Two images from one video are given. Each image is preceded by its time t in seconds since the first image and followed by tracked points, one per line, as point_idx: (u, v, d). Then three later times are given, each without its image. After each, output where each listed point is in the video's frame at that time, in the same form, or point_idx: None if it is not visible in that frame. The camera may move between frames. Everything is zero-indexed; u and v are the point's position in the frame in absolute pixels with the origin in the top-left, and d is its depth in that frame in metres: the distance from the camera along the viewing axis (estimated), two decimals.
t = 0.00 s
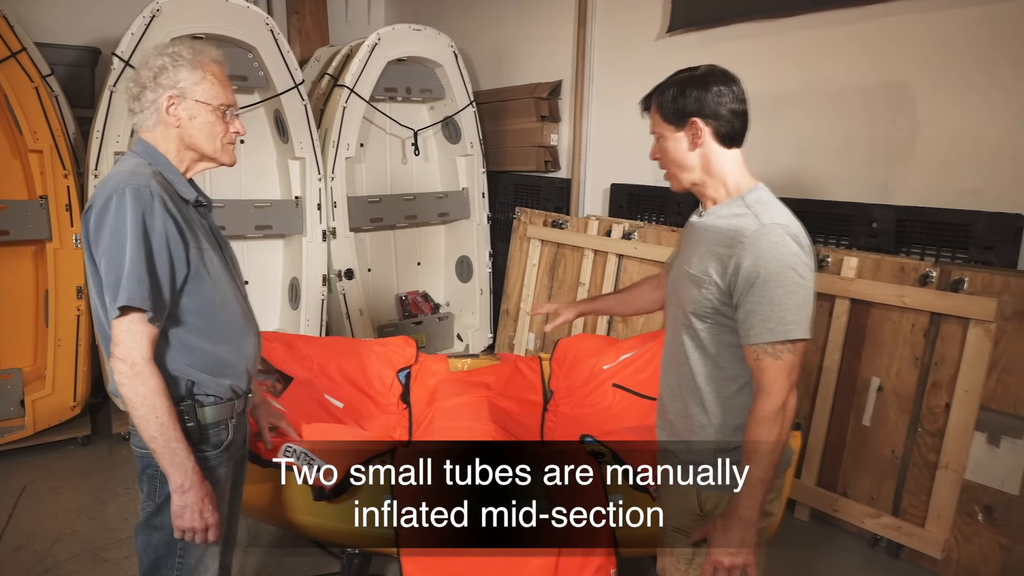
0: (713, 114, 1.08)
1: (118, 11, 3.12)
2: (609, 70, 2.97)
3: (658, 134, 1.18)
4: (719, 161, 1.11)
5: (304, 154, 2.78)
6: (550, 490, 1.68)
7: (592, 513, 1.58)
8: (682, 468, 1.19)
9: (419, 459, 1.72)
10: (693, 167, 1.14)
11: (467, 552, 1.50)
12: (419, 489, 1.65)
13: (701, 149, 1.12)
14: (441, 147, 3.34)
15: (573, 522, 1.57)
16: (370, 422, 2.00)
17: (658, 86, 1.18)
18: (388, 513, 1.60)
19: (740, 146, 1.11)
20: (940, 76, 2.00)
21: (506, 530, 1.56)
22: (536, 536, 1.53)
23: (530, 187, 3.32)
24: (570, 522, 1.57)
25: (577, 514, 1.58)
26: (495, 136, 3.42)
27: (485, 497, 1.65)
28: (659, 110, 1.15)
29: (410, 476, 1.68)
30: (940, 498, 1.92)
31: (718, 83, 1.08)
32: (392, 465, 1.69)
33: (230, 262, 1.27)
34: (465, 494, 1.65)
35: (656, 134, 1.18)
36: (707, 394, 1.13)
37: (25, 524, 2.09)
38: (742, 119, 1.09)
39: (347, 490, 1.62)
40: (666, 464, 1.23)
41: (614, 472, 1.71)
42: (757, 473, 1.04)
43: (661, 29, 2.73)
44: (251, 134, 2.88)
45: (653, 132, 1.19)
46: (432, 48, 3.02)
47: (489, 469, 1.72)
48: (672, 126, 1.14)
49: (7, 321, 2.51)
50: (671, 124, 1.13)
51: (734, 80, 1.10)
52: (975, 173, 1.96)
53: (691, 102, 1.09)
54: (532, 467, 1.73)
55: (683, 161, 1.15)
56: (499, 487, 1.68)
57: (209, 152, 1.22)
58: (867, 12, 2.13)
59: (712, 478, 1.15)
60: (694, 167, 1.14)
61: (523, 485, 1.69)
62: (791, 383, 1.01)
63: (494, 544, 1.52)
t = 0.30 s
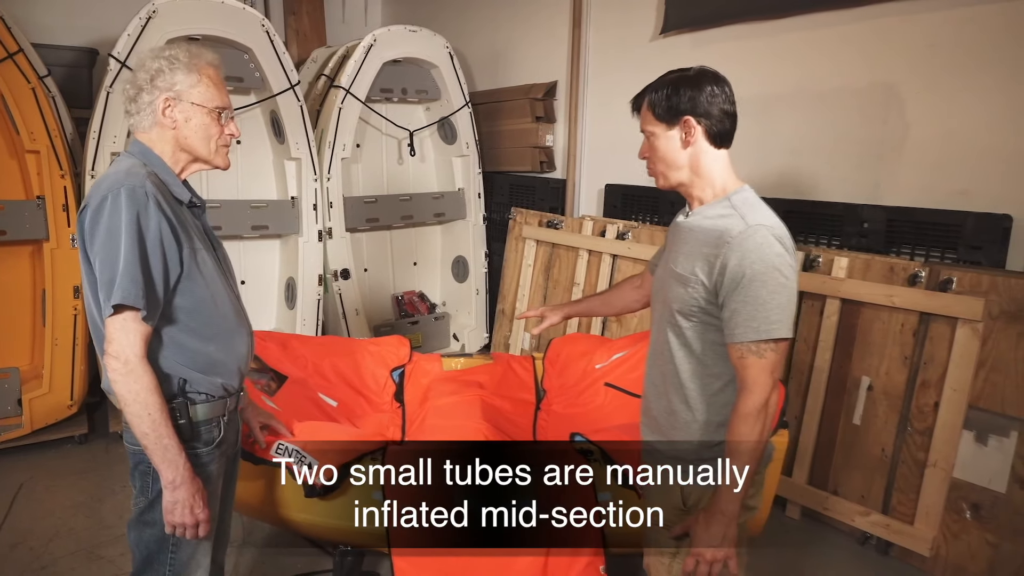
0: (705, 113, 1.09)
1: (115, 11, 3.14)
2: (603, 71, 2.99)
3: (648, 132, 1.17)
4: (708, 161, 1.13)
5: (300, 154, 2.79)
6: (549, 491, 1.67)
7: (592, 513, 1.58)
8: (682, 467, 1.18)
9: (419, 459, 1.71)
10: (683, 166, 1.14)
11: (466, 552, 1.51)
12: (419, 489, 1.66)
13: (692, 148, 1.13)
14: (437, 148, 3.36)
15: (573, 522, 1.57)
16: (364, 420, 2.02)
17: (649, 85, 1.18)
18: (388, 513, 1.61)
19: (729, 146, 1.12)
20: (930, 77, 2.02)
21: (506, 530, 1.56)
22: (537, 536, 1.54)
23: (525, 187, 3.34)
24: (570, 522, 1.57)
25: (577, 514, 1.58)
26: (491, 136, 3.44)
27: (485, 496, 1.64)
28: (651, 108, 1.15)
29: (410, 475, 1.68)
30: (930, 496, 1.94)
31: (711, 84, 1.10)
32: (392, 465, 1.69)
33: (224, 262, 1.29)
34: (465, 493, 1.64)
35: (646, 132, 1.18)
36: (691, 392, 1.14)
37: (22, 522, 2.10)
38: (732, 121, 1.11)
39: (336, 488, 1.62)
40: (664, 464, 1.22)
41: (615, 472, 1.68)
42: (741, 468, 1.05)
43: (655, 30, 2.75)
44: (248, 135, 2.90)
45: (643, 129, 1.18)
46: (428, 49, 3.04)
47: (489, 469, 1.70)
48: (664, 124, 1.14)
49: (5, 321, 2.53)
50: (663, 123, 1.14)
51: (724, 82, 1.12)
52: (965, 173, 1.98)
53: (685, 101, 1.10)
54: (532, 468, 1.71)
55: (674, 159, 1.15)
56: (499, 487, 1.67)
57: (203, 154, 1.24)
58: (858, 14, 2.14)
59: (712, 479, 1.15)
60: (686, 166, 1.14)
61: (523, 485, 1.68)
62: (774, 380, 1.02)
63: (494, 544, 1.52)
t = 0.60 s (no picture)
0: (701, 112, 1.10)
1: (114, 12, 3.15)
2: (600, 72, 3.01)
3: (642, 131, 1.17)
4: (703, 160, 1.13)
5: (298, 155, 2.81)
6: (549, 491, 1.68)
7: (591, 513, 1.60)
8: (682, 467, 1.18)
9: (418, 459, 1.72)
10: (678, 165, 1.15)
11: (465, 552, 1.52)
12: (419, 489, 1.67)
13: (687, 147, 1.14)
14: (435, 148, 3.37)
15: (573, 522, 1.59)
16: (361, 419, 2.04)
17: (641, 86, 1.18)
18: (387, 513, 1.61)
19: (722, 146, 1.14)
20: (923, 77, 2.03)
21: (506, 530, 1.57)
22: (536, 536, 1.55)
23: (523, 187, 3.36)
24: (570, 522, 1.59)
25: (577, 514, 1.61)
26: (489, 137, 3.46)
27: (484, 496, 1.66)
28: (645, 109, 1.15)
29: (410, 476, 1.69)
30: (922, 494, 1.95)
31: (706, 84, 1.12)
32: (391, 465, 1.70)
33: (221, 262, 1.30)
34: (464, 493, 1.66)
35: (641, 131, 1.17)
36: (682, 389, 1.15)
37: (21, 520, 2.12)
38: (724, 121, 1.13)
39: (331, 487, 1.63)
40: (665, 464, 1.21)
41: (615, 472, 1.65)
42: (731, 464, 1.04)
43: (652, 31, 2.76)
44: (247, 135, 2.91)
45: (637, 129, 1.18)
46: (426, 50, 3.05)
47: (489, 469, 1.72)
48: (659, 123, 1.14)
49: (4, 320, 2.54)
50: (658, 123, 1.14)
51: (717, 84, 1.14)
52: (958, 174, 1.99)
53: (681, 101, 1.11)
54: (531, 468, 1.73)
55: (669, 157, 1.15)
56: (499, 487, 1.69)
57: (200, 154, 1.25)
58: (852, 15, 2.16)
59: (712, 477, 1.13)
60: (681, 164, 1.15)
61: (523, 485, 1.70)
62: (765, 378, 1.02)
63: (494, 544, 1.54)
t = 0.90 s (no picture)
0: (697, 112, 1.11)
1: (116, 12, 3.17)
2: (600, 72, 3.02)
3: (639, 132, 1.18)
4: (699, 160, 1.15)
5: (300, 154, 2.82)
6: (549, 491, 1.65)
7: (592, 513, 1.59)
8: (682, 468, 1.18)
9: (419, 459, 1.69)
10: (675, 165, 1.16)
11: (466, 552, 1.52)
12: (419, 488, 1.65)
13: (684, 146, 1.15)
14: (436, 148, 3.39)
15: (573, 522, 1.59)
16: (361, 417, 2.06)
17: (637, 87, 1.19)
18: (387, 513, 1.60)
19: (718, 145, 1.15)
20: (921, 78, 2.04)
21: (506, 530, 1.58)
22: (536, 536, 1.56)
23: (524, 187, 3.37)
24: (570, 522, 1.59)
25: (577, 514, 1.60)
26: (489, 137, 3.47)
27: (485, 496, 1.64)
28: (642, 109, 1.16)
29: (410, 476, 1.67)
30: (920, 492, 1.96)
31: (702, 84, 1.13)
32: (391, 465, 1.68)
33: (222, 259, 1.32)
34: (464, 492, 1.64)
35: (638, 132, 1.18)
36: (679, 386, 1.15)
37: (24, 516, 2.13)
38: (720, 120, 1.14)
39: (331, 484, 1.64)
40: (665, 464, 1.21)
41: (614, 472, 1.65)
42: (729, 459, 1.03)
43: (652, 32, 2.78)
44: (248, 135, 2.93)
45: (634, 129, 1.19)
46: (427, 50, 3.07)
47: (489, 469, 1.69)
48: (656, 123, 1.15)
49: (7, 317, 2.56)
50: (655, 123, 1.15)
51: (712, 84, 1.15)
52: (956, 174, 2.00)
53: (677, 101, 1.12)
54: (532, 467, 1.69)
55: (666, 157, 1.16)
56: (499, 487, 1.67)
57: (202, 153, 1.26)
58: (851, 16, 2.17)
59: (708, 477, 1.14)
60: (678, 164, 1.16)
61: (523, 485, 1.67)
62: (761, 375, 1.02)
63: (494, 544, 1.54)
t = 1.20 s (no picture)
0: (695, 110, 1.12)
1: (119, 12, 3.18)
2: (601, 71, 3.02)
3: (639, 134, 1.18)
4: (700, 158, 1.15)
5: (302, 154, 2.83)
6: (549, 491, 1.63)
7: (592, 513, 1.58)
8: (682, 467, 1.17)
9: (419, 459, 1.66)
10: (676, 164, 1.17)
11: (466, 552, 1.53)
12: (419, 488, 1.64)
13: (685, 146, 1.15)
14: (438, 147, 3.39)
15: (573, 522, 1.57)
16: (363, 415, 2.07)
17: (633, 90, 1.19)
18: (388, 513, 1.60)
19: (718, 143, 1.16)
20: (922, 77, 2.04)
21: (506, 530, 1.58)
22: (536, 536, 1.56)
23: (525, 187, 3.38)
24: (570, 522, 1.57)
25: (577, 514, 1.58)
26: (491, 136, 3.48)
27: (485, 496, 1.62)
28: (641, 112, 1.16)
29: (410, 476, 1.65)
30: (921, 491, 1.97)
31: (698, 83, 1.13)
32: (391, 465, 1.66)
33: (224, 257, 1.32)
34: (464, 492, 1.63)
35: (637, 134, 1.19)
36: (679, 384, 1.13)
37: (27, 514, 2.14)
38: (719, 118, 1.14)
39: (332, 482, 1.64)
40: (664, 464, 1.20)
41: (615, 472, 1.62)
42: (727, 457, 1.01)
43: (653, 31, 2.78)
44: (250, 134, 2.93)
45: (633, 132, 1.19)
46: (428, 50, 3.07)
47: (489, 469, 1.65)
48: (656, 125, 1.15)
49: (10, 316, 2.57)
50: (654, 125, 1.15)
51: (709, 81, 1.15)
52: (956, 173, 2.00)
53: (676, 101, 1.12)
54: (532, 467, 1.64)
55: (667, 157, 1.17)
56: (499, 487, 1.64)
57: (206, 152, 1.27)
58: (851, 16, 2.17)
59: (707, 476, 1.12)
60: (679, 163, 1.16)
61: (523, 485, 1.63)
62: (761, 373, 1.01)
63: (494, 544, 1.55)
